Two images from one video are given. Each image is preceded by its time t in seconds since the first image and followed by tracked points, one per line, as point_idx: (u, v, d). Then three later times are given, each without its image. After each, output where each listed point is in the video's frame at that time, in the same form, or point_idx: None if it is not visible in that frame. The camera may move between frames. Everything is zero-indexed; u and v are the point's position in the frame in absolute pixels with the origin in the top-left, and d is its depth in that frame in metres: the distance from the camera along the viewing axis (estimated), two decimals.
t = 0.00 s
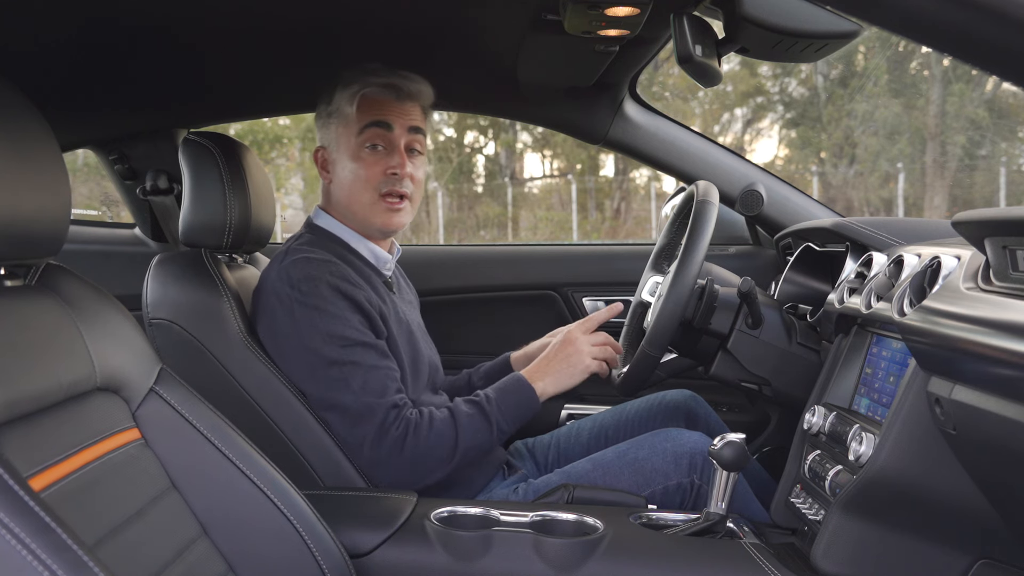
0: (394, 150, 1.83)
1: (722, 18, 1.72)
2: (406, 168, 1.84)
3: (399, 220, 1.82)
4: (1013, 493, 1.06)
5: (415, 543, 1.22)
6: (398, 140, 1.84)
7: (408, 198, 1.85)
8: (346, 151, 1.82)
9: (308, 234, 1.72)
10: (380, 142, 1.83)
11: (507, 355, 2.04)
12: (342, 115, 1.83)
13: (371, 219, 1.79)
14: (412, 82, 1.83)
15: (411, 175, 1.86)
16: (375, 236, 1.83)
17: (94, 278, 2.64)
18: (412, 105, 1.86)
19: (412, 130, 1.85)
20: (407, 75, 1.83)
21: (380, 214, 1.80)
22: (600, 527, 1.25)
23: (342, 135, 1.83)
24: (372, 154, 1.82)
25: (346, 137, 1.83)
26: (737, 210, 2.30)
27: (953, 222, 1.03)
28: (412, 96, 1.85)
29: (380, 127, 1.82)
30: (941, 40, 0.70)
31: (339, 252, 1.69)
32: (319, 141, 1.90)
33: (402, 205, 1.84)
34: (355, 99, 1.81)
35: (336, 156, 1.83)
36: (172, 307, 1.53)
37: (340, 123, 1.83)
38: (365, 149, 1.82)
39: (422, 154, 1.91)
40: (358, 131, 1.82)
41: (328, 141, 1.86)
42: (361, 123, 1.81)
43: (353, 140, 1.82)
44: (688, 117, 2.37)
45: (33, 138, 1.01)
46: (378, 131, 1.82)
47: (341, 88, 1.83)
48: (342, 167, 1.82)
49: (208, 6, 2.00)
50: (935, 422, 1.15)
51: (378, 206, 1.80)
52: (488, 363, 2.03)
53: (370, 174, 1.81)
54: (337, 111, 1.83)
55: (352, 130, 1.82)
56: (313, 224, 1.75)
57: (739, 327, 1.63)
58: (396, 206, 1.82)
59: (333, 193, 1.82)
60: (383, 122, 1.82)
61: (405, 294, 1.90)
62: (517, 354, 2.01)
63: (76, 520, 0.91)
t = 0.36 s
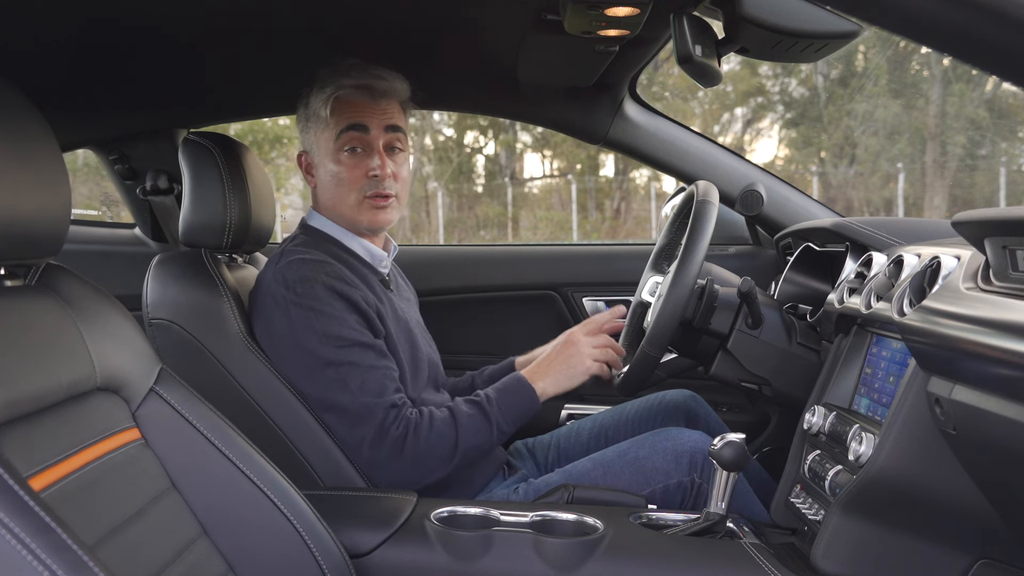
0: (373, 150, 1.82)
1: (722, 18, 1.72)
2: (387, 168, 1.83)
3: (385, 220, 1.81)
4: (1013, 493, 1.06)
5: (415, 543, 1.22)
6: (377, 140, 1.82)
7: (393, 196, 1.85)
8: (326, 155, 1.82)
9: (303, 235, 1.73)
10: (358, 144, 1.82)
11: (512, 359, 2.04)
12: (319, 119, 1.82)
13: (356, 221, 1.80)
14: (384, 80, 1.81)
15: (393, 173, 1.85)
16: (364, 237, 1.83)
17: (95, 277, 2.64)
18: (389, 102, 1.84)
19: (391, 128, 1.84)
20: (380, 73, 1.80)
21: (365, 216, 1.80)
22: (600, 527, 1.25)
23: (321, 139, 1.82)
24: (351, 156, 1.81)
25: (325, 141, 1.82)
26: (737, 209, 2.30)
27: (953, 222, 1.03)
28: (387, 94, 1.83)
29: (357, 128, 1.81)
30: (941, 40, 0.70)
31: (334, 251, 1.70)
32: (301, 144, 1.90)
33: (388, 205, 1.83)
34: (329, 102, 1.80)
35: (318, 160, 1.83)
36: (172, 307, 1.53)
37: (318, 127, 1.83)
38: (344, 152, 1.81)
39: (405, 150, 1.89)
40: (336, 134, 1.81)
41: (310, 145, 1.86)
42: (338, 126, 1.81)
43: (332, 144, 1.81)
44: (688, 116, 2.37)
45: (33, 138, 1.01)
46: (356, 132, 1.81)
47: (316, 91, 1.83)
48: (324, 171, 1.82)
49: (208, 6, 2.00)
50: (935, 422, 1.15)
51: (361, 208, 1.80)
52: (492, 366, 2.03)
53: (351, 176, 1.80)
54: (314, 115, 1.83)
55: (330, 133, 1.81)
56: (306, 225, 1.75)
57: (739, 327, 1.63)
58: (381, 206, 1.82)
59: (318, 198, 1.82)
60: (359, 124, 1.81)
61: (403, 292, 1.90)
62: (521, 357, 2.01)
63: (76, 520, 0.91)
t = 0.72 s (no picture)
0: (363, 147, 1.82)
1: (722, 18, 1.72)
2: (378, 165, 1.83)
3: (378, 217, 1.81)
4: (1014, 493, 1.06)
5: (415, 543, 1.22)
6: (366, 137, 1.83)
7: (385, 193, 1.84)
8: (317, 154, 1.82)
9: (298, 236, 1.73)
10: (348, 142, 1.82)
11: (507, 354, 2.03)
12: (308, 119, 1.82)
13: (349, 220, 1.80)
14: (372, 77, 1.81)
15: (385, 170, 1.84)
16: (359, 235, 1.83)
17: (95, 278, 2.64)
18: (378, 100, 1.84)
19: (380, 125, 1.84)
20: (367, 71, 1.81)
21: (357, 214, 1.80)
22: (600, 527, 1.25)
23: (311, 139, 1.83)
24: (341, 154, 1.81)
25: (315, 141, 1.82)
26: (737, 209, 2.30)
27: (953, 222, 1.03)
28: (375, 91, 1.83)
29: (346, 126, 1.81)
30: (942, 40, 0.70)
31: (331, 251, 1.69)
32: (292, 146, 1.91)
33: (380, 202, 1.83)
34: (317, 102, 1.80)
35: (309, 160, 1.84)
36: (171, 307, 1.53)
37: (307, 127, 1.83)
38: (334, 150, 1.81)
39: (395, 147, 1.89)
40: (326, 133, 1.81)
41: (301, 145, 1.86)
42: (327, 125, 1.81)
43: (322, 143, 1.81)
44: (688, 116, 2.38)
45: (33, 138, 1.01)
46: (345, 131, 1.81)
47: (304, 91, 1.83)
48: (315, 171, 1.82)
49: (209, 6, 2.00)
50: (935, 421, 1.15)
51: (353, 206, 1.80)
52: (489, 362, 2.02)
53: (342, 174, 1.80)
54: (303, 115, 1.83)
55: (319, 132, 1.81)
56: (302, 226, 1.75)
57: (738, 327, 1.63)
58: (374, 204, 1.82)
59: (310, 198, 1.82)
60: (348, 122, 1.81)
61: (401, 291, 1.90)
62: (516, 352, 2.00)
63: (76, 521, 0.91)
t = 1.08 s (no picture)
0: (374, 149, 1.82)
1: (722, 18, 1.72)
2: (388, 167, 1.83)
3: (386, 220, 1.81)
4: (1014, 494, 1.06)
5: (415, 543, 1.22)
6: (377, 139, 1.83)
7: (394, 196, 1.85)
8: (327, 154, 1.82)
9: (304, 235, 1.73)
10: (359, 143, 1.82)
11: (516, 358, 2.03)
12: (321, 118, 1.82)
13: (356, 221, 1.80)
14: (385, 80, 1.81)
15: (394, 173, 1.85)
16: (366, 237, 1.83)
17: (95, 278, 2.64)
18: (390, 102, 1.84)
19: (391, 128, 1.84)
20: (381, 73, 1.81)
21: (365, 216, 1.80)
22: (600, 527, 1.25)
23: (321, 138, 1.82)
24: (352, 155, 1.81)
25: (326, 140, 1.82)
26: (737, 209, 2.30)
27: (953, 222, 1.04)
28: (387, 93, 1.83)
29: (358, 127, 1.81)
30: (941, 39, 0.70)
31: (336, 252, 1.69)
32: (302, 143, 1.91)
33: (388, 205, 1.83)
34: (330, 102, 1.80)
35: (319, 159, 1.84)
36: (172, 307, 1.53)
37: (318, 126, 1.83)
38: (345, 151, 1.81)
39: (405, 149, 1.89)
40: (336, 133, 1.81)
41: (311, 143, 1.86)
42: (339, 125, 1.81)
43: (333, 143, 1.81)
44: (688, 116, 2.38)
45: (34, 138, 1.01)
46: (357, 132, 1.81)
47: (316, 90, 1.83)
48: (325, 170, 1.82)
49: (209, 6, 2.00)
50: (935, 421, 1.15)
51: (362, 207, 1.80)
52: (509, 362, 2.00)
53: (351, 175, 1.80)
54: (314, 114, 1.83)
55: (330, 132, 1.81)
56: (308, 225, 1.75)
57: (739, 327, 1.63)
58: (383, 206, 1.82)
59: (320, 197, 1.83)
60: (360, 123, 1.81)
61: (404, 292, 1.90)
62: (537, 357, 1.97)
63: (76, 521, 0.91)
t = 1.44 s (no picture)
0: (352, 150, 1.80)
1: (721, 18, 1.72)
2: (367, 167, 1.81)
3: (371, 222, 1.79)
4: (1014, 494, 1.06)
5: (415, 543, 1.22)
6: (354, 140, 1.81)
7: (376, 195, 1.83)
8: (305, 159, 1.80)
9: (293, 239, 1.73)
10: (337, 146, 1.80)
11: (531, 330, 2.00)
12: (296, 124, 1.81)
13: (342, 225, 1.78)
14: (357, 79, 1.80)
15: (374, 172, 1.83)
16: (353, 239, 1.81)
17: (95, 278, 2.64)
18: (364, 101, 1.82)
19: (368, 127, 1.82)
20: (351, 72, 1.79)
21: (350, 219, 1.78)
22: (600, 527, 1.25)
23: (299, 143, 1.81)
24: (331, 159, 1.80)
25: (303, 146, 1.80)
26: (737, 209, 2.30)
27: (953, 222, 1.04)
28: (360, 92, 1.81)
29: (334, 130, 1.79)
30: (941, 39, 0.70)
31: (325, 254, 1.70)
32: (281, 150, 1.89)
33: (372, 205, 1.81)
34: (303, 106, 1.79)
35: (299, 164, 1.82)
36: (172, 307, 1.53)
37: (294, 131, 1.81)
38: (322, 155, 1.80)
39: (384, 147, 1.87)
40: (313, 137, 1.79)
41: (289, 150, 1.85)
42: (315, 130, 1.79)
43: (310, 147, 1.80)
44: (688, 116, 2.37)
45: (34, 138, 1.02)
46: (333, 135, 1.79)
47: (289, 95, 1.81)
48: (308, 175, 1.80)
49: (209, 6, 2.00)
50: (935, 422, 1.15)
51: (344, 210, 1.78)
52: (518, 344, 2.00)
53: (332, 179, 1.79)
54: (289, 120, 1.81)
55: (307, 137, 1.80)
56: (295, 227, 1.76)
57: (739, 327, 1.63)
58: (366, 208, 1.80)
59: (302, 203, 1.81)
60: (336, 126, 1.79)
61: (402, 288, 1.89)
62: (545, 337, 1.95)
63: (76, 521, 0.91)
